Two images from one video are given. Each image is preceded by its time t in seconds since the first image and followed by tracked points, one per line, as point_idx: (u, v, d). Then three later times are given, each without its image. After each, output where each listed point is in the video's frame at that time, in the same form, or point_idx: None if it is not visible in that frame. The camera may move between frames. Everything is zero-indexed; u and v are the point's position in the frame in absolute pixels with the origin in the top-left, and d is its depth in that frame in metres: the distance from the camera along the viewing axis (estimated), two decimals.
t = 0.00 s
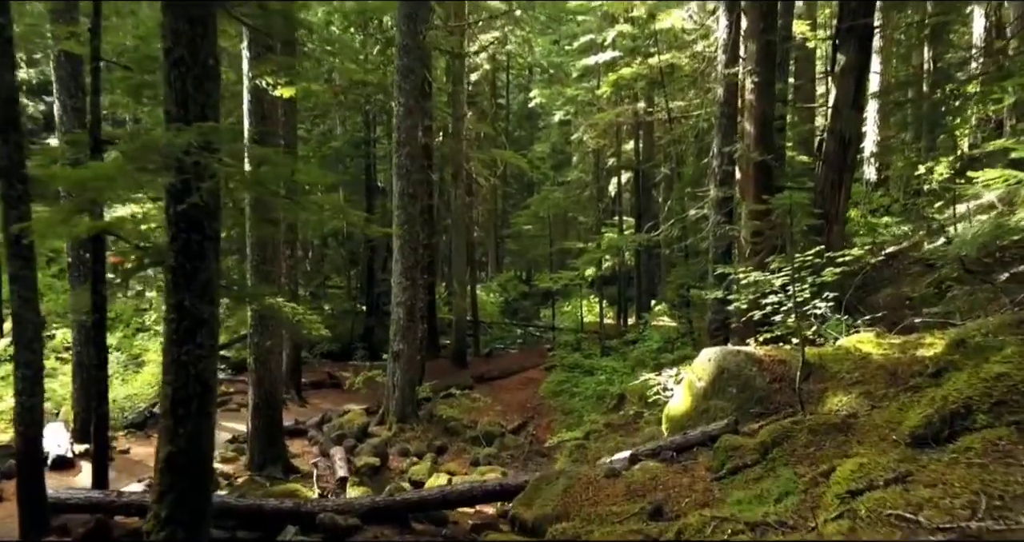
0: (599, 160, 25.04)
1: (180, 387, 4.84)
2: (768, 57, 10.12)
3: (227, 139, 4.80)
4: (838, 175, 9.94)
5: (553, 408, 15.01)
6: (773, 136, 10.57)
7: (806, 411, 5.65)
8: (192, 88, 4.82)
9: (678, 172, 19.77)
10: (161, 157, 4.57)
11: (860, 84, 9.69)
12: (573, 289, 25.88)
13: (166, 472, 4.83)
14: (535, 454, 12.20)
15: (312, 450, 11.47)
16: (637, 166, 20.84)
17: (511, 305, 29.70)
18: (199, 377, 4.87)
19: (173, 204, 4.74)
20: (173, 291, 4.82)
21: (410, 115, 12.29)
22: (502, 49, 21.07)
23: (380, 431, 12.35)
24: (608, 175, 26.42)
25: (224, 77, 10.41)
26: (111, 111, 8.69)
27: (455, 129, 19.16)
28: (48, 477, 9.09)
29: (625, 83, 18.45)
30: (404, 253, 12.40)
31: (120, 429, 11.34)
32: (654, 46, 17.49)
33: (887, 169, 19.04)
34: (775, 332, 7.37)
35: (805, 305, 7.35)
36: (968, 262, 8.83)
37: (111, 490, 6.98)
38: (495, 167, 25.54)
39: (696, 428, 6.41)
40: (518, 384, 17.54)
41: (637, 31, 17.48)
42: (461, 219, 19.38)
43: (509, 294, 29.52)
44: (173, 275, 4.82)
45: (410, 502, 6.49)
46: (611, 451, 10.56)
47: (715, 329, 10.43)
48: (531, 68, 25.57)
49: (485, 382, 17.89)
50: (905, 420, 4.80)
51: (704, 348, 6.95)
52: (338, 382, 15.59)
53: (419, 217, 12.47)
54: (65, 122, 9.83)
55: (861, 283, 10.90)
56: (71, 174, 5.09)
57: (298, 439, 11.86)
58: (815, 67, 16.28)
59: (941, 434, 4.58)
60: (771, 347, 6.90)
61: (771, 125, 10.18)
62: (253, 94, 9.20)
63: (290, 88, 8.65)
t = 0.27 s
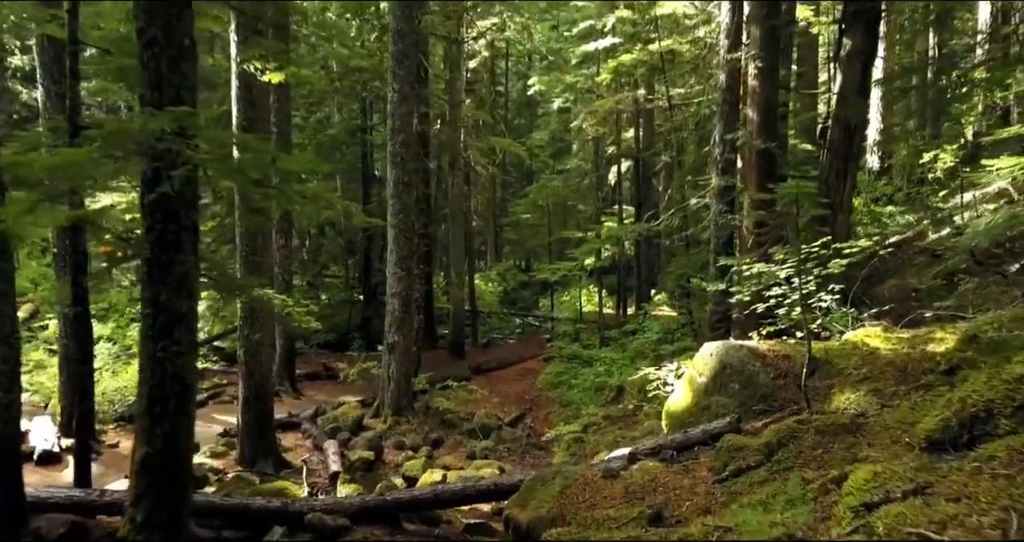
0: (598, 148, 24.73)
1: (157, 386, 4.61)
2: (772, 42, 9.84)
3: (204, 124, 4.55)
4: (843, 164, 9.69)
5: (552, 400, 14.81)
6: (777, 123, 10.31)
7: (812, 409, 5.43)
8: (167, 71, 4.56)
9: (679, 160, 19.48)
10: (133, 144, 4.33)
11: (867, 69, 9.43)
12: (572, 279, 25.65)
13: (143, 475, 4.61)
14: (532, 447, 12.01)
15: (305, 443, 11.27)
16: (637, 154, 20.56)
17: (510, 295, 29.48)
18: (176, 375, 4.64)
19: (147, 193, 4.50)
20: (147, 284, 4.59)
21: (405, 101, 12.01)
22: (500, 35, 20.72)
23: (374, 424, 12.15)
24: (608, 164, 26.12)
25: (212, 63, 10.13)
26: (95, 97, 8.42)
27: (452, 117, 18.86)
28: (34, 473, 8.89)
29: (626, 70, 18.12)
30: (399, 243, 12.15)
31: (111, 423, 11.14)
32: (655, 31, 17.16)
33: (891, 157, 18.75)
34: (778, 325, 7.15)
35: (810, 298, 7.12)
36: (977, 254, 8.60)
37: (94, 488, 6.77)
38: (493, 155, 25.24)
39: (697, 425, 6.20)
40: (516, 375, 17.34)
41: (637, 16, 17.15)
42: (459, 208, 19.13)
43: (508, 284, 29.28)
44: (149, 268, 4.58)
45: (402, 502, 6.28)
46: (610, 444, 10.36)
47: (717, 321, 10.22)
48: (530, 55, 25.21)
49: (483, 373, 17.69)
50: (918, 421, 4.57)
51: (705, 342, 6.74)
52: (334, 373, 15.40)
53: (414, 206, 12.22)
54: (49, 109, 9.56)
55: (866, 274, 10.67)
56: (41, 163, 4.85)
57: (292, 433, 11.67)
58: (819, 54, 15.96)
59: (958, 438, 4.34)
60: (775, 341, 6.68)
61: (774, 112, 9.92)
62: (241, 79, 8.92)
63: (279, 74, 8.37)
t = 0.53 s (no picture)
0: (598, 136, 24.42)
1: (132, 387, 4.38)
2: (777, 27, 9.57)
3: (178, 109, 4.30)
4: (849, 152, 9.44)
5: (550, 392, 14.60)
6: (781, 111, 10.05)
7: (820, 408, 5.21)
8: (138, 53, 4.31)
9: (679, 149, 19.17)
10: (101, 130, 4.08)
11: (873, 54, 9.16)
12: (572, 269, 25.41)
13: (118, 479, 4.40)
14: (530, 441, 11.82)
15: (299, 438, 11.06)
16: (638, 143, 20.27)
17: (509, 285, 29.25)
18: (152, 373, 4.41)
19: (118, 182, 4.26)
20: (120, 279, 4.35)
21: (400, 88, 11.73)
22: (498, 21, 20.38)
23: (369, 418, 11.95)
24: (608, 153, 25.81)
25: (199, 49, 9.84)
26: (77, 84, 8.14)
27: (448, 105, 18.58)
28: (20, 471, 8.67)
29: (626, 57, 17.80)
30: (394, 234, 11.91)
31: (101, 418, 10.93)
32: (656, 18, 16.83)
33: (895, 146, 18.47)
34: (782, 319, 6.93)
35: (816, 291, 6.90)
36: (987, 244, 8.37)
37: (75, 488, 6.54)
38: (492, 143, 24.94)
39: (699, 423, 5.99)
40: (515, 366, 17.13)
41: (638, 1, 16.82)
42: (456, 197, 18.87)
43: (507, 274, 29.03)
44: (121, 262, 4.34)
45: (394, 502, 6.06)
46: (609, 439, 10.14)
47: (717, 314, 10.00)
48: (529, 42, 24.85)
49: (481, 365, 17.49)
50: (934, 425, 4.34)
51: (707, 337, 6.53)
52: (329, 366, 15.19)
53: (410, 196, 11.97)
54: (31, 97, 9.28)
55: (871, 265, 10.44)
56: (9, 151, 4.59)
57: (285, 426, 11.48)
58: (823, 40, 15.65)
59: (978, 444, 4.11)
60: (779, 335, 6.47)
61: (778, 99, 9.68)
62: (229, 65, 8.65)
63: (267, 59, 8.09)
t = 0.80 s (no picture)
0: (598, 125, 24.09)
1: (102, 390, 4.14)
2: (782, 12, 9.27)
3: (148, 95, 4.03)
4: (855, 141, 9.18)
5: (548, 386, 14.38)
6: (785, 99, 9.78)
7: (830, 409, 4.96)
8: (105, 35, 4.04)
9: (679, 138, 18.87)
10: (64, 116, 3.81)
11: (882, 40, 8.88)
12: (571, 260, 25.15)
13: (88, 488, 4.17)
14: (528, 436, 11.61)
15: (292, 434, 10.84)
16: (638, 132, 19.95)
17: (508, 276, 28.99)
18: (124, 376, 4.17)
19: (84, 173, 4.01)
20: (90, 276, 4.10)
21: (394, 76, 11.44)
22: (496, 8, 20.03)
23: (364, 413, 11.72)
24: (607, 142, 25.49)
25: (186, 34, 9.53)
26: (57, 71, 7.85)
27: (446, 94, 18.29)
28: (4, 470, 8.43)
29: (626, 45, 17.47)
30: (389, 225, 11.65)
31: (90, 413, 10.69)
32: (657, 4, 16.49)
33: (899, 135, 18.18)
34: (787, 315, 6.69)
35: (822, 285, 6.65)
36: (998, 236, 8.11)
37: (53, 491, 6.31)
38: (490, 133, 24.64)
39: (700, 423, 5.76)
40: (513, 359, 16.91)
41: None
42: (454, 188, 18.59)
43: (506, 265, 28.77)
44: (89, 257, 4.09)
45: (383, 506, 5.82)
46: (608, 435, 9.93)
47: (719, 307, 9.76)
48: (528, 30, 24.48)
49: (479, 357, 17.26)
50: (956, 433, 4.09)
51: (710, 333, 6.30)
52: (323, 359, 14.96)
53: (405, 187, 11.70)
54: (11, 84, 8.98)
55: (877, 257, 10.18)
56: None
57: (277, 422, 11.24)
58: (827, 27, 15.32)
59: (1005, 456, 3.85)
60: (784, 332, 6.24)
61: (783, 86, 9.42)
62: (215, 51, 8.34)
63: (254, 44, 7.79)
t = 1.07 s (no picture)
0: (597, 115, 23.77)
1: (70, 393, 3.97)
2: None
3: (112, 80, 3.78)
4: (863, 131, 8.93)
5: (547, 380, 14.16)
6: (791, 88, 9.52)
7: (839, 412, 4.73)
8: (69, 18, 3.83)
9: (680, 129, 18.57)
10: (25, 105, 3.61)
11: (891, 27, 8.62)
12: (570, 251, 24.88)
13: (55, 493, 3.99)
14: (525, 432, 11.39)
15: (284, 430, 10.63)
16: (638, 122, 19.64)
17: (507, 268, 28.75)
18: (93, 380, 4.00)
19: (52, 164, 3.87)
20: (56, 274, 3.92)
21: (388, 64, 11.16)
22: None
23: (358, 409, 11.51)
24: (607, 132, 25.16)
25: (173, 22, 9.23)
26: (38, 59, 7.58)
27: (443, 83, 17.99)
28: None
29: (627, 33, 17.13)
30: (384, 217, 11.41)
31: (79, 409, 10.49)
32: None
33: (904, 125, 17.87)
34: (792, 312, 6.46)
35: (828, 281, 6.42)
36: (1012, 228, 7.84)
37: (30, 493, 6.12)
38: (488, 123, 24.32)
39: (702, 424, 5.55)
40: (511, 352, 16.69)
41: None
42: (451, 179, 18.31)
43: (505, 257, 28.52)
44: (53, 253, 3.92)
45: (373, 510, 5.58)
46: (607, 433, 9.71)
47: (721, 302, 9.54)
48: (527, 18, 24.12)
49: (476, 351, 17.04)
50: (979, 446, 3.85)
51: (713, 331, 6.08)
52: (319, 353, 14.74)
53: (400, 178, 11.45)
54: None
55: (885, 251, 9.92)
56: None
57: (270, 417, 11.03)
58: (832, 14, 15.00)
59: None
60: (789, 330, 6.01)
61: (788, 74, 9.15)
62: (201, 37, 8.07)
63: (240, 31, 7.52)
